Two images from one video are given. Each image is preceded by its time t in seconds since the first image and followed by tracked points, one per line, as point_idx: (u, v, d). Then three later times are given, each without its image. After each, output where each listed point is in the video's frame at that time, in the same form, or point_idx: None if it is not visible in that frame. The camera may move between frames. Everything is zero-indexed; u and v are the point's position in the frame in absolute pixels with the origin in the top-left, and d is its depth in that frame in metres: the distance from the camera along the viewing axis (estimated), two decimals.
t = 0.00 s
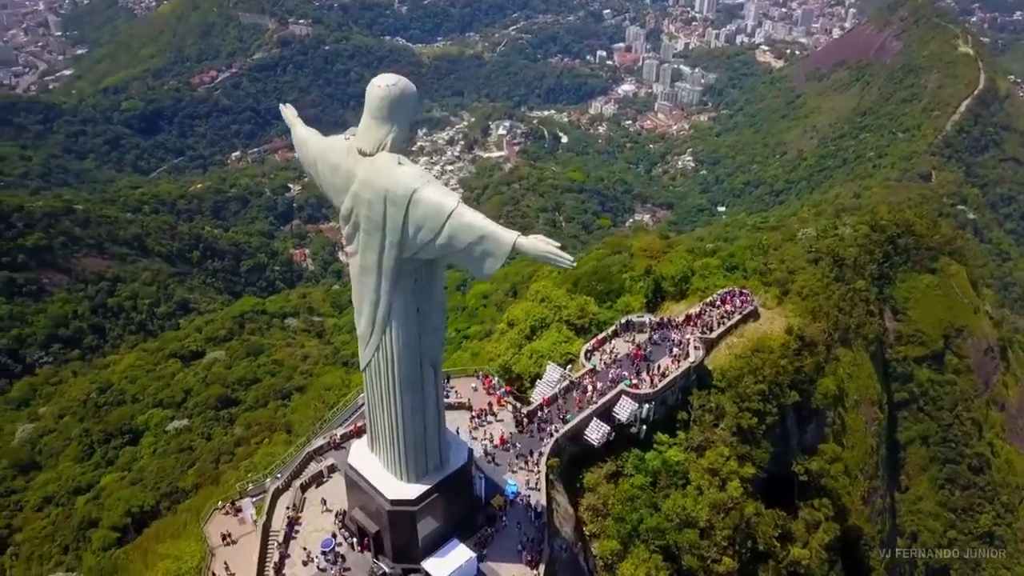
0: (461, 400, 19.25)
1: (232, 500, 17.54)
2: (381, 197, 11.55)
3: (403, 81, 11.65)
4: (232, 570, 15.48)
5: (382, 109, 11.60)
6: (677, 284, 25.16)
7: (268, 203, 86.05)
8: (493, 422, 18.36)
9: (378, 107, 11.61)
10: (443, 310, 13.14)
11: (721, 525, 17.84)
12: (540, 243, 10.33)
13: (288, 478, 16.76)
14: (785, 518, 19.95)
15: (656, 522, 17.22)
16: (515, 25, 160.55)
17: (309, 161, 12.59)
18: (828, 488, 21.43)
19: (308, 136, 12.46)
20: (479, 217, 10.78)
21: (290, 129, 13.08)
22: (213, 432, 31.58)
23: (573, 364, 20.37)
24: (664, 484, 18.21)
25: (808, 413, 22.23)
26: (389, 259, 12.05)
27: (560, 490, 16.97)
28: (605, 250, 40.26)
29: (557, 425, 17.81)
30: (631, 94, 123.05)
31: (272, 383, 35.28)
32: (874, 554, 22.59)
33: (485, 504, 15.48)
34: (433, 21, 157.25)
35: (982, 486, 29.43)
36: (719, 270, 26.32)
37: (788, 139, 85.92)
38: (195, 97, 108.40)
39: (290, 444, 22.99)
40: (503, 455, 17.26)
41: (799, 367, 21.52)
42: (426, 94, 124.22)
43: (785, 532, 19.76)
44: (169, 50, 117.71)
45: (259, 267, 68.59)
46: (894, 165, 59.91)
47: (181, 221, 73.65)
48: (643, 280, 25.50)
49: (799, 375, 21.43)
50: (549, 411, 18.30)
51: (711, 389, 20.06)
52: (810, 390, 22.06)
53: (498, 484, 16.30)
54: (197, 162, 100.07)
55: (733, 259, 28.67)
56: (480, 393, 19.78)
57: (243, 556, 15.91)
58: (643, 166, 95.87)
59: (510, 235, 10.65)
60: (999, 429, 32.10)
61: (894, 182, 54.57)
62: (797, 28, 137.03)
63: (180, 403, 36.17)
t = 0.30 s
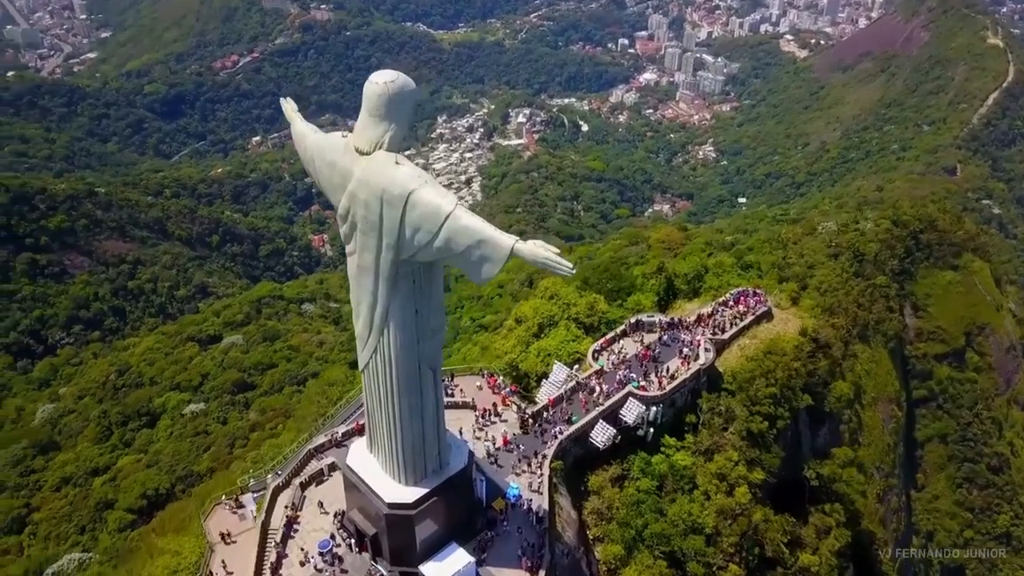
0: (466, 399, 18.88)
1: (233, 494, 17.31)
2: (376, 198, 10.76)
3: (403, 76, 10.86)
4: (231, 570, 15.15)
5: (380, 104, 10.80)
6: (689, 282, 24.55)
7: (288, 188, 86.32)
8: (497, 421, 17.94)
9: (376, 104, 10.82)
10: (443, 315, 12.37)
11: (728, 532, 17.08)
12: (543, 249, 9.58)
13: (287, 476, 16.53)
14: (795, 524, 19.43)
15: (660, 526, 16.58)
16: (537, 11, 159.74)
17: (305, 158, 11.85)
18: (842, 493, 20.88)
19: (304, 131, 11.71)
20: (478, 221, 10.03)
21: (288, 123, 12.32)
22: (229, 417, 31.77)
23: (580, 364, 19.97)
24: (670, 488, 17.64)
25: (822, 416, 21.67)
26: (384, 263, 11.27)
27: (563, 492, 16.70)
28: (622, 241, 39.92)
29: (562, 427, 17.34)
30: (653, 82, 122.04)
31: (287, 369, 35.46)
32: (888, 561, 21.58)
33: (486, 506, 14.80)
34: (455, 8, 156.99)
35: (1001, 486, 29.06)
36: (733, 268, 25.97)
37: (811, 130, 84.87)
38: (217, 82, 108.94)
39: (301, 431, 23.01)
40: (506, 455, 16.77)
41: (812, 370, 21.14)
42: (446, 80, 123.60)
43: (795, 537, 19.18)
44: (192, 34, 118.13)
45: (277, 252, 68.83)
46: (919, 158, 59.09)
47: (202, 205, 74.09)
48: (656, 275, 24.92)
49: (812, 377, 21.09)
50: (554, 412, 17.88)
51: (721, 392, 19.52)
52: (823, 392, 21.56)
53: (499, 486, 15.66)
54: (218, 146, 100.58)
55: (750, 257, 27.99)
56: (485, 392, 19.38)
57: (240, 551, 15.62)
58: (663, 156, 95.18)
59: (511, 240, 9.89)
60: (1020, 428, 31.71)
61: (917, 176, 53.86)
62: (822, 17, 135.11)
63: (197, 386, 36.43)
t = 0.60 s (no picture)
0: (469, 398, 18.30)
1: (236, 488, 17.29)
2: (371, 198, 10.42)
3: (400, 74, 10.59)
4: (229, 569, 15.06)
5: (377, 103, 10.55)
6: (702, 281, 23.86)
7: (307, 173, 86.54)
8: (500, 422, 17.47)
9: (372, 102, 10.56)
10: (441, 319, 11.98)
11: (734, 539, 17.13)
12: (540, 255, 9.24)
13: (287, 474, 16.30)
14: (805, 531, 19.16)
15: (665, 533, 16.49)
16: None
17: (303, 155, 11.62)
18: (853, 499, 20.46)
19: (302, 129, 11.49)
20: (474, 224, 9.72)
21: (287, 120, 12.10)
22: (244, 401, 31.97)
23: (586, 365, 19.46)
24: (676, 493, 17.57)
25: (835, 420, 21.04)
26: (380, 264, 10.91)
27: (564, 496, 16.30)
28: (640, 231, 39.63)
29: (567, 429, 17.01)
30: (675, 71, 120.88)
31: (302, 355, 35.60)
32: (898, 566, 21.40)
33: (486, 509, 14.50)
34: None
35: (1020, 487, 28.89)
36: (746, 266, 24.97)
37: (834, 122, 83.76)
38: (238, 66, 109.23)
39: (313, 417, 23.09)
40: (508, 457, 16.42)
41: (826, 374, 20.62)
42: (466, 68, 122.95)
43: (803, 544, 18.91)
44: (214, 19, 118.40)
45: (296, 238, 68.93)
46: (944, 152, 58.21)
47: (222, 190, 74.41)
48: (667, 274, 24.21)
49: (826, 381, 20.60)
50: (559, 414, 17.50)
51: (731, 395, 19.33)
52: (836, 396, 20.98)
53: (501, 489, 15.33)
54: (238, 131, 100.86)
55: (765, 257, 26.49)
56: (488, 391, 18.76)
57: (237, 549, 15.53)
58: (684, 146, 94.39)
59: (508, 244, 9.57)
60: None
61: (941, 170, 53.07)
62: (848, 7, 133.05)
63: (214, 370, 36.68)
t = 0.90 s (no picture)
0: (475, 399, 18.42)
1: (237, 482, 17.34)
2: (367, 200, 10.21)
3: (396, 70, 10.27)
4: (226, 568, 14.99)
5: (373, 102, 10.26)
6: (715, 279, 23.35)
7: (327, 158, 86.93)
8: (503, 423, 17.51)
9: (368, 101, 10.27)
10: (438, 322, 11.76)
11: (739, 547, 16.66)
12: (537, 262, 9.06)
13: (287, 473, 16.32)
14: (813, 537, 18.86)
15: (668, 540, 16.12)
16: None
17: (300, 152, 11.41)
18: (863, 505, 20.07)
19: (300, 125, 11.28)
20: (470, 229, 9.50)
21: (286, 114, 11.86)
22: (259, 386, 32.25)
23: (592, 367, 19.28)
24: (681, 499, 17.21)
25: (847, 425, 20.53)
26: (376, 267, 10.70)
27: (567, 501, 16.19)
28: (657, 223, 39.31)
29: (570, 432, 16.84)
30: (697, 60, 119.79)
31: (317, 341, 35.74)
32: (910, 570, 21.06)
33: (486, 513, 14.54)
34: None
35: None
36: (760, 266, 24.47)
37: (857, 114, 82.58)
38: (259, 51, 109.51)
39: (324, 406, 23.27)
40: (510, 459, 16.39)
41: (839, 378, 20.02)
42: (487, 55, 122.47)
43: (811, 552, 18.59)
44: (236, 3, 118.66)
45: (314, 223, 69.08)
46: (969, 146, 57.34)
47: (242, 174, 74.73)
48: (678, 273, 23.75)
49: (839, 386, 19.99)
50: (563, 416, 17.39)
51: (739, 399, 18.80)
52: (850, 402, 20.41)
53: (502, 493, 15.44)
54: (259, 115, 101.17)
55: (780, 253, 25.99)
56: (494, 391, 18.87)
57: (235, 546, 15.52)
58: (705, 136, 93.63)
59: (504, 250, 9.36)
60: None
61: (966, 164, 52.26)
62: None
63: (230, 354, 36.93)
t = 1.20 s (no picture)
0: (476, 398, 18.03)
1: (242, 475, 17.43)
2: (359, 203, 9.75)
3: (392, 70, 9.80)
4: (224, 569, 14.94)
5: (368, 102, 9.78)
6: (728, 280, 22.85)
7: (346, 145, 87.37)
8: (505, 425, 17.10)
9: (363, 101, 9.81)
10: (436, 326, 11.30)
11: (744, 556, 16.44)
12: (533, 273, 8.53)
13: (286, 472, 16.14)
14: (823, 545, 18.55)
15: (672, 550, 15.88)
16: None
17: (296, 151, 10.99)
18: (876, 513, 19.64)
19: (294, 123, 10.83)
20: (464, 236, 8.99)
21: (283, 111, 11.44)
22: (273, 372, 32.56)
23: (598, 369, 18.92)
24: (686, 506, 16.91)
25: (858, 432, 20.00)
26: (369, 271, 10.27)
27: (569, 507, 15.95)
28: (675, 216, 38.92)
29: (574, 437, 16.58)
30: (720, 51, 118.56)
31: (332, 328, 35.84)
32: None
33: (486, 519, 14.29)
34: None
35: None
36: (775, 266, 23.90)
37: (882, 107, 81.32)
38: (281, 37, 109.62)
39: (336, 396, 23.41)
40: (511, 463, 16.07)
41: (851, 384, 19.62)
42: (508, 43, 121.93)
43: (819, 560, 18.26)
44: None
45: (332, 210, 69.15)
46: (996, 141, 56.34)
47: (262, 159, 74.98)
48: (691, 272, 23.16)
49: (851, 392, 19.57)
50: (566, 420, 17.08)
51: (748, 405, 18.51)
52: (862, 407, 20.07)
53: (502, 497, 15.14)
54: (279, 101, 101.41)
55: (799, 249, 26.15)
56: (497, 391, 18.44)
57: (233, 545, 15.48)
58: (726, 128, 92.76)
59: (498, 259, 8.86)
60: None
61: (992, 160, 51.39)
62: None
63: (246, 340, 37.18)
